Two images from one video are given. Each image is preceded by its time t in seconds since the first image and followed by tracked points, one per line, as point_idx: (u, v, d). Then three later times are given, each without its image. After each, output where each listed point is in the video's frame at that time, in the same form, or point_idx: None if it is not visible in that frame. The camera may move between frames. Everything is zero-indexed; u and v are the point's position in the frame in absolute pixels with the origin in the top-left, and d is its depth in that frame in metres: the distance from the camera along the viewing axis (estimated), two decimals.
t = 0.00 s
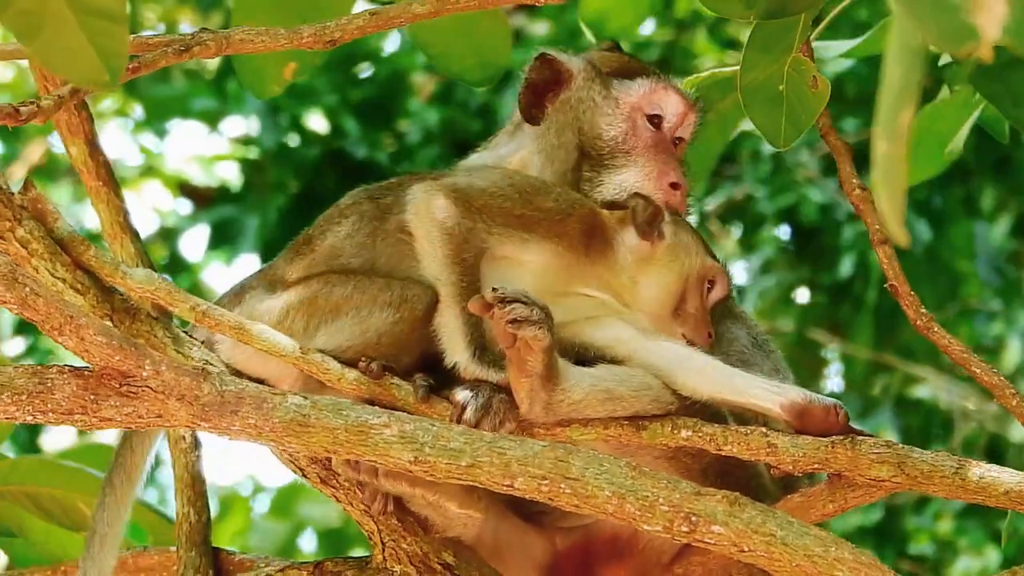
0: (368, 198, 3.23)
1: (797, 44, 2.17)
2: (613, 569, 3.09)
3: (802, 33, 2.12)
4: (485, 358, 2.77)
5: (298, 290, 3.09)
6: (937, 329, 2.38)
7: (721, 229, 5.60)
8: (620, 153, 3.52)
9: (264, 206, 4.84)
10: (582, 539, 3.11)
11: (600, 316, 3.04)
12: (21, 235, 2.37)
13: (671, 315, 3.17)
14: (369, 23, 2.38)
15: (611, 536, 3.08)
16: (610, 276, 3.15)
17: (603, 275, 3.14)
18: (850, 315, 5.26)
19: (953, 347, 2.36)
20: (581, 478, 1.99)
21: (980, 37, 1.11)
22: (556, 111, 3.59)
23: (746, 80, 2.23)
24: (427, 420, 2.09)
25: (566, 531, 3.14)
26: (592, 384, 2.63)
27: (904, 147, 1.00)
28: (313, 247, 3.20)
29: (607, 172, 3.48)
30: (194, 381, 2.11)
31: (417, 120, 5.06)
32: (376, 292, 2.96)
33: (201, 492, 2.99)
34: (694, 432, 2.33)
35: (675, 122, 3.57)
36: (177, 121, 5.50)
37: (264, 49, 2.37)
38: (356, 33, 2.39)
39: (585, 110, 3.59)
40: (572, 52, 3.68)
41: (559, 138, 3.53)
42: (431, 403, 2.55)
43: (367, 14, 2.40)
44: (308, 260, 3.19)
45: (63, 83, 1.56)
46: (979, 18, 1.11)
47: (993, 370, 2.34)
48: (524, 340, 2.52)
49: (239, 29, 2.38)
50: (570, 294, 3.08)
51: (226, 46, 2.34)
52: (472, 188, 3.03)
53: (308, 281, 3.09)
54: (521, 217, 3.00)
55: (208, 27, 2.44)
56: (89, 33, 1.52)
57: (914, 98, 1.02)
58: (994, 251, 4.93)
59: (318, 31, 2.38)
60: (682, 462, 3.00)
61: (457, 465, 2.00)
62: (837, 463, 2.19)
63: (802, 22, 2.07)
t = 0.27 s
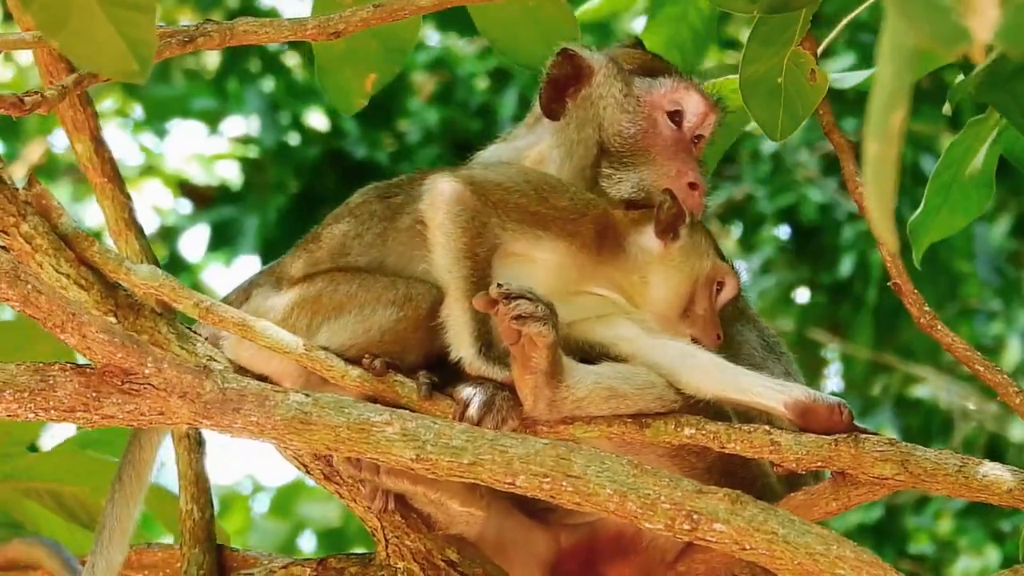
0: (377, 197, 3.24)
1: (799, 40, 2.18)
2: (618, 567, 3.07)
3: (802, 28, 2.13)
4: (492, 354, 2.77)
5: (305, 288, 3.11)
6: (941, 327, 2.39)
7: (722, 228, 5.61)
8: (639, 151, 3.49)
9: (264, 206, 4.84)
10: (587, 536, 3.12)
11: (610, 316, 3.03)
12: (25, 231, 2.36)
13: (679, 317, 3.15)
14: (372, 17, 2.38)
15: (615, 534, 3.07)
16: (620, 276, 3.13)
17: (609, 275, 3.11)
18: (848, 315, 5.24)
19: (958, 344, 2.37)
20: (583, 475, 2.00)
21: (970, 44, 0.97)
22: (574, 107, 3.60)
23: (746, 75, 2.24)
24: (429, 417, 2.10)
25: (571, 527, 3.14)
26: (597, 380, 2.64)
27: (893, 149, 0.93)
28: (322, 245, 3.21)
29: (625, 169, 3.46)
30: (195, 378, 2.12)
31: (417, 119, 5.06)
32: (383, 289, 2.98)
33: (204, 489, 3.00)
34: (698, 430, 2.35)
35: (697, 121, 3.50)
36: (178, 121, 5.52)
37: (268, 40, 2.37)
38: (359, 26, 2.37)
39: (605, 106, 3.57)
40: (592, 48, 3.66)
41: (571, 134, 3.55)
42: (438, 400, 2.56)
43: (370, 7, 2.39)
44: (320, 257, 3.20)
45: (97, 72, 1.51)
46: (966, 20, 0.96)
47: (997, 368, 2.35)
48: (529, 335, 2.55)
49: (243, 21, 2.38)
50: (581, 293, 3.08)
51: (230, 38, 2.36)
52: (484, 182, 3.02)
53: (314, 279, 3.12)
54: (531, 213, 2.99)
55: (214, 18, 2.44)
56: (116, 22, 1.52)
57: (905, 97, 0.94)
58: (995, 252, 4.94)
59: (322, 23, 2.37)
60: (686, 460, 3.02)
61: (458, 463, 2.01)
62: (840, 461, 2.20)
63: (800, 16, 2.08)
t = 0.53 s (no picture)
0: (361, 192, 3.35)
1: (798, 41, 2.16)
2: (618, 568, 3.08)
3: (801, 29, 2.10)
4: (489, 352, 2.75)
5: (303, 285, 3.12)
6: (940, 328, 2.38)
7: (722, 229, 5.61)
8: (643, 151, 3.47)
9: (265, 205, 4.84)
10: (586, 538, 3.12)
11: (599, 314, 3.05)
12: (25, 232, 2.35)
13: (668, 302, 3.17)
14: (371, 19, 2.36)
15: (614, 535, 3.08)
16: (612, 270, 3.16)
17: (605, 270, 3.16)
18: (849, 315, 5.24)
19: (957, 346, 2.36)
20: (581, 476, 1.99)
21: (961, 40, 0.98)
22: (579, 107, 3.60)
23: (745, 75, 2.24)
24: (427, 418, 2.09)
25: (571, 529, 3.15)
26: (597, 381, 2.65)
27: (880, 145, 0.89)
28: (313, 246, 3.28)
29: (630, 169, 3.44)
30: (193, 378, 2.12)
31: (417, 119, 5.07)
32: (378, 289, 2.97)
33: (204, 490, 2.99)
34: (697, 432, 2.34)
35: (700, 122, 3.49)
36: (178, 121, 5.51)
37: (267, 43, 2.36)
38: (358, 28, 2.35)
39: (610, 107, 3.54)
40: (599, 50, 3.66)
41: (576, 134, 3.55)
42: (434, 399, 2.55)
43: (369, 9, 2.38)
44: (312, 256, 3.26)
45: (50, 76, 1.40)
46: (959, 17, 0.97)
47: (997, 370, 2.35)
48: (530, 339, 2.54)
49: (241, 23, 2.37)
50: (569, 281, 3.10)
51: (228, 41, 2.35)
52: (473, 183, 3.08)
53: (310, 278, 3.14)
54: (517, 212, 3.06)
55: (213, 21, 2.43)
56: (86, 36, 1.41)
57: (892, 93, 0.89)
58: (995, 252, 4.93)
59: (321, 25, 2.35)
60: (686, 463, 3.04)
61: (456, 464, 2.00)
62: (840, 463, 2.20)
63: (801, 18, 2.06)
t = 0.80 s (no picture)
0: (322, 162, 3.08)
1: (795, 43, 2.16)
2: (616, 568, 3.12)
3: (798, 30, 2.09)
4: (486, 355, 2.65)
5: (288, 262, 2.91)
6: (938, 330, 2.37)
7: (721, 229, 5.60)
8: (644, 149, 3.26)
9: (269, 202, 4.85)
10: (584, 540, 3.16)
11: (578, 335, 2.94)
12: (24, 235, 2.35)
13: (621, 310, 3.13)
14: (369, 23, 2.37)
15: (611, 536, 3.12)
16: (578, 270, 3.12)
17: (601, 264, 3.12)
18: (848, 315, 5.22)
19: (954, 347, 2.35)
20: (579, 477, 1.98)
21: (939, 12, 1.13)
22: (577, 104, 3.35)
23: (743, 77, 2.23)
24: (425, 419, 2.09)
25: (568, 531, 3.18)
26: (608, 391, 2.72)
27: (863, 120, 0.97)
28: (272, 215, 3.04)
29: (633, 167, 3.24)
30: (192, 380, 2.11)
31: (416, 120, 5.07)
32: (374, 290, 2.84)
33: (203, 491, 2.99)
34: (696, 433, 2.32)
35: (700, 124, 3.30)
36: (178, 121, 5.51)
37: (264, 48, 2.36)
38: (356, 34, 2.37)
39: (609, 105, 3.32)
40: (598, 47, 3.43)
41: (576, 130, 3.30)
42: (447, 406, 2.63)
43: (367, 14, 2.38)
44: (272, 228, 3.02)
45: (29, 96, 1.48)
46: None
47: (995, 371, 2.34)
48: (541, 351, 2.50)
49: (240, 28, 2.37)
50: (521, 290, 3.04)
51: (226, 46, 2.33)
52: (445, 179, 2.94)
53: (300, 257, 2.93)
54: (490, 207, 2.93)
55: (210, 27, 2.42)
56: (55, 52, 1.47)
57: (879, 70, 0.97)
58: (994, 252, 4.92)
59: (318, 31, 2.36)
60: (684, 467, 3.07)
61: (454, 465, 2.00)
62: (839, 464, 2.16)
63: (799, 20, 2.06)
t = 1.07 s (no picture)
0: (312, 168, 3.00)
1: (796, 41, 2.15)
2: (612, 568, 3.13)
3: (798, 30, 2.09)
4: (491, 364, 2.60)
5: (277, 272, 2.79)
6: (937, 330, 2.37)
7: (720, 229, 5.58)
8: (633, 155, 3.27)
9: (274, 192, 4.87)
10: (582, 541, 3.17)
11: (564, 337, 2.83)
12: (22, 235, 2.37)
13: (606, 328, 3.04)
14: (369, 20, 2.36)
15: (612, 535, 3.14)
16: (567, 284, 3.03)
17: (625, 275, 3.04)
18: (848, 315, 5.24)
19: (954, 347, 2.35)
20: (578, 478, 1.99)
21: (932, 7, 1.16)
22: (571, 109, 3.35)
23: (746, 75, 2.24)
24: (426, 420, 2.09)
25: (566, 532, 3.19)
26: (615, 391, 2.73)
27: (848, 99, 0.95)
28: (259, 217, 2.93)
29: (622, 173, 3.24)
30: (192, 380, 2.10)
31: (416, 120, 5.08)
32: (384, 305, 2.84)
33: (201, 491, 3.00)
34: (695, 434, 2.32)
35: (692, 128, 3.28)
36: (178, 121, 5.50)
37: (263, 45, 2.35)
38: (356, 29, 2.35)
39: (600, 111, 3.32)
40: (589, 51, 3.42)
41: (570, 137, 3.31)
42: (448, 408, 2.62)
43: (368, 11, 2.36)
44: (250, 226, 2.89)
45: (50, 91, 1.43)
46: None
47: (994, 370, 2.33)
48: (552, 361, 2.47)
49: (240, 25, 2.36)
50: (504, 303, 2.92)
51: (226, 42, 2.33)
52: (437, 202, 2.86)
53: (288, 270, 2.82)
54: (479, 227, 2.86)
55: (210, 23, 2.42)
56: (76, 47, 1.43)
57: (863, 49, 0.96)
58: (994, 252, 4.92)
59: (319, 27, 2.34)
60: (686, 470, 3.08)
61: (454, 465, 2.00)
62: (837, 464, 2.15)
63: (799, 20, 2.06)
